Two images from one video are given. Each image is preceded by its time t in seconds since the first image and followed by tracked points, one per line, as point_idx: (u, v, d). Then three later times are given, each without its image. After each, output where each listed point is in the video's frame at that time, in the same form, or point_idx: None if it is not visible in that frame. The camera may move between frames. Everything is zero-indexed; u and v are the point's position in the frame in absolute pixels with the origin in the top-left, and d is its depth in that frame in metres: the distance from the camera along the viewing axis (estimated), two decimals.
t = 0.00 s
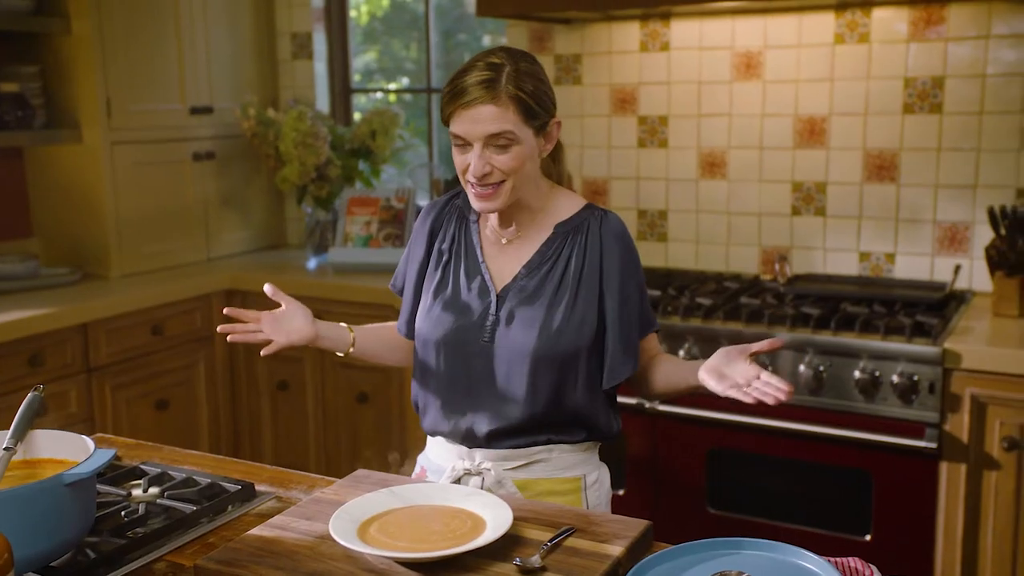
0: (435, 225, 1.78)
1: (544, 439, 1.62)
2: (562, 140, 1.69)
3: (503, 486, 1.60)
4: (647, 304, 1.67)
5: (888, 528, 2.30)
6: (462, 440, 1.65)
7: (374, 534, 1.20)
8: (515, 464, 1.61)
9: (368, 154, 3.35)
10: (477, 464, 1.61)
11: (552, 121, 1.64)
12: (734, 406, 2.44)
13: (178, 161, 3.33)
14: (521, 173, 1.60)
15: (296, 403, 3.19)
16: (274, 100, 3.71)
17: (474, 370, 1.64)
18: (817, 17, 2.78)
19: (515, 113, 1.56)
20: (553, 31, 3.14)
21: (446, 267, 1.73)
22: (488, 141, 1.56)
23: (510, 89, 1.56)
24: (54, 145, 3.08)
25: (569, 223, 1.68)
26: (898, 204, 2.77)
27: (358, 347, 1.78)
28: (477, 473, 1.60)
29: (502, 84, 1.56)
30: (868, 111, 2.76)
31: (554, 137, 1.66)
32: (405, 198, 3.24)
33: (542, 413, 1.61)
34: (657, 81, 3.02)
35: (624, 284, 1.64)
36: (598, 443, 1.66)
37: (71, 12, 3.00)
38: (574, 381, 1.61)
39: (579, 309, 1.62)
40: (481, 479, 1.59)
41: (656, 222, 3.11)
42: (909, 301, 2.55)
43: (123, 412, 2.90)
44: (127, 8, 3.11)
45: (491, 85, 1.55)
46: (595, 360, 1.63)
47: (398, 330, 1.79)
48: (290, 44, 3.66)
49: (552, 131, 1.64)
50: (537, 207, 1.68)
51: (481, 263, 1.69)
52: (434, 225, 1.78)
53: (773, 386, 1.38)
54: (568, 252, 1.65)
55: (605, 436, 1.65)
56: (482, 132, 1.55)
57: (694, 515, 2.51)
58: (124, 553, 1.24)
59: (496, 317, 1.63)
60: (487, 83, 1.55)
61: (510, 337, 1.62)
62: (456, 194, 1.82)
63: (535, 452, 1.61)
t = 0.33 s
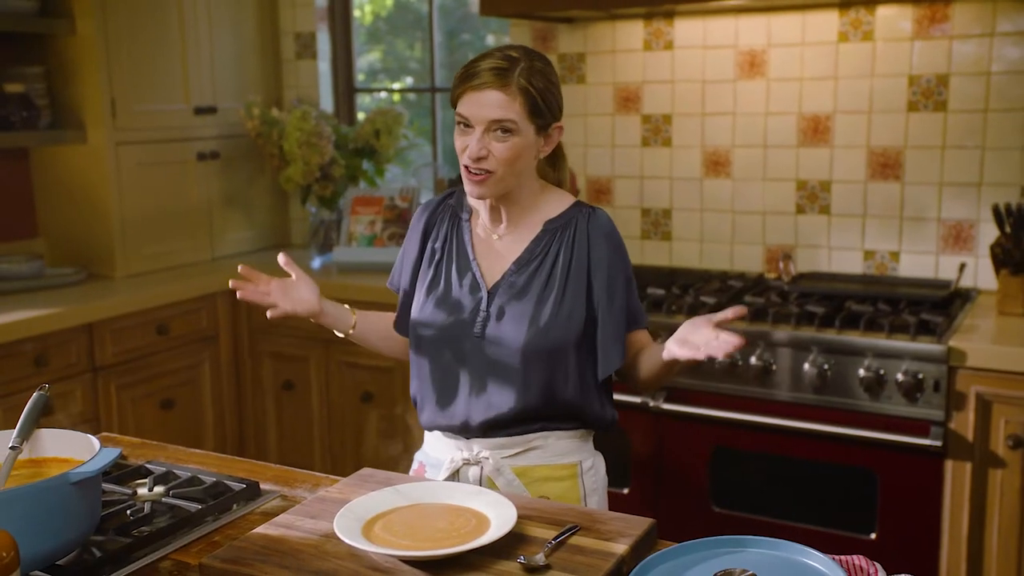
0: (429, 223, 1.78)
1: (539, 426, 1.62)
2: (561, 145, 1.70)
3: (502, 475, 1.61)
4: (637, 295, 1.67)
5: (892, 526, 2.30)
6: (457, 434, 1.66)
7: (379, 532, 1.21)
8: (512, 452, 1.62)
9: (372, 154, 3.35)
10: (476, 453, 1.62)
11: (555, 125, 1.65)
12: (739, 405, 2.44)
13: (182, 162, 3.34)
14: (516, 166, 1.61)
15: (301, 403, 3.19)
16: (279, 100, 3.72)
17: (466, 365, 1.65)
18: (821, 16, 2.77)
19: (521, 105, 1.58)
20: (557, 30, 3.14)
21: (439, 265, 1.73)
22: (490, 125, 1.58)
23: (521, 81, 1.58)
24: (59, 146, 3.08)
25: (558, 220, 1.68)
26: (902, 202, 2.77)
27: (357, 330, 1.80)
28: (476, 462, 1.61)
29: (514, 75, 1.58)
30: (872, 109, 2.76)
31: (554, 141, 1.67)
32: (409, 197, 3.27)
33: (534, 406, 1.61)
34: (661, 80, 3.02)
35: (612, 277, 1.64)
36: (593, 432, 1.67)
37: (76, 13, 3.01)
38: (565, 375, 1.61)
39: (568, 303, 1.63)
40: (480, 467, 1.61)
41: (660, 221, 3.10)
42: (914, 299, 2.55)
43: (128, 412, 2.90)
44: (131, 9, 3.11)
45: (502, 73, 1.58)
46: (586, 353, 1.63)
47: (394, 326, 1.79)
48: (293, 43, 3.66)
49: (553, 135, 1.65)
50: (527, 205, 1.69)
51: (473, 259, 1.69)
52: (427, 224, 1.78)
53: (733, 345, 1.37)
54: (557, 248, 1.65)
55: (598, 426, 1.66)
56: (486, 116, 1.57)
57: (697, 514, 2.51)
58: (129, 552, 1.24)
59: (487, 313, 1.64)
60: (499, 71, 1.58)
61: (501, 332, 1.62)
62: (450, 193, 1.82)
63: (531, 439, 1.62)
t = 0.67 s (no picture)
0: (409, 216, 1.80)
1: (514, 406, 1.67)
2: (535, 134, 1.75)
3: (476, 452, 1.65)
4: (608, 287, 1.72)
5: (899, 525, 2.29)
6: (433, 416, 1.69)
7: (386, 531, 1.21)
8: (486, 429, 1.66)
9: (378, 153, 3.35)
10: (450, 432, 1.66)
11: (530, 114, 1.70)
12: (746, 404, 2.44)
13: (189, 161, 3.34)
14: (500, 155, 1.65)
15: (308, 402, 3.20)
16: (285, 100, 3.72)
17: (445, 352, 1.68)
18: (827, 14, 2.77)
19: (500, 96, 1.62)
20: (563, 29, 3.15)
21: (419, 256, 1.76)
22: (473, 119, 1.61)
23: (497, 73, 1.62)
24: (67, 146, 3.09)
25: (536, 215, 1.72)
26: (909, 200, 2.76)
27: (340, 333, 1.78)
28: (450, 440, 1.66)
29: (490, 69, 1.62)
30: (879, 107, 2.75)
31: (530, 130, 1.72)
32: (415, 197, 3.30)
33: (512, 391, 1.65)
34: (667, 78, 3.02)
35: (587, 270, 1.69)
36: (560, 415, 1.73)
37: (83, 13, 3.01)
38: (543, 362, 1.66)
39: (546, 294, 1.67)
40: (454, 445, 1.65)
41: (666, 220, 3.10)
42: (920, 298, 2.54)
43: (135, 411, 2.91)
44: (138, 9, 3.12)
45: (478, 69, 1.62)
46: (561, 341, 1.68)
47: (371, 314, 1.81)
48: (299, 43, 3.66)
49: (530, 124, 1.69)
50: (508, 196, 1.73)
51: (453, 250, 1.73)
52: (407, 217, 1.80)
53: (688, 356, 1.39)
54: (535, 241, 1.70)
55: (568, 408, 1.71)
56: (469, 111, 1.61)
57: (703, 513, 2.51)
58: (137, 551, 1.25)
59: (467, 303, 1.68)
60: (475, 67, 1.62)
61: (480, 319, 1.66)
62: (428, 186, 1.84)
63: (503, 417, 1.66)
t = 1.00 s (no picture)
0: (385, 209, 1.79)
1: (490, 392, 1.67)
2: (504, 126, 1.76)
3: (454, 438, 1.66)
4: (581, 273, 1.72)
5: (899, 521, 2.29)
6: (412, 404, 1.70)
7: (385, 528, 1.21)
8: (464, 416, 1.67)
9: (378, 150, 3.35)
10: (430, 418, 1.67)
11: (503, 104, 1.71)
12: (746, 401, 2.44)
13: (190, 159, 3.35)
14: (482, 144, 1.65)
15: (308, 399, 3.20)
16: (285, 97, 3.72)
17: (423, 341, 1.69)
18: (827, 10, 2.77)
19: (480, 86, 1.63)
20: (563, 26, 3.14)
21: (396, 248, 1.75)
22: (455, 110, 1.61)
23: (474, 65, 1.63)
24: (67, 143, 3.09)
25: (510, 206, 1.72)
26: (910, 197, 2.76)
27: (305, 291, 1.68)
28: (430, 426, 1.67)
29: (466, 61, 1.62)
30: (879, 104, 2.75)
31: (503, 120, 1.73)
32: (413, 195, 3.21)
33: (488, 378, 1.66)
34: (667, 75, 3.02)
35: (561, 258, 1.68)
36: (535, 398, 1.73)
37: (82, 9, 3.01)
38: (518, 349, 1.67)
39: (520, 283, 1.67)
40: (433, 431, 1.66)
41: (666, 217, 3.10)
42: (921, 294, 2.54)
43: (135, 408, 2.91)
44: (138, 6, 3.12)
45: (454, 62, 1.62)
46: (536, 329, 1.68)
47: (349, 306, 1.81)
48: (299, 40, 3.66)
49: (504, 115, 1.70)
50: (484, 187, 1.73)
51: (430, 241, 1.73)
52: (383, 209, 1.79)
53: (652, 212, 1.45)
54: (509, 232, 1.70)
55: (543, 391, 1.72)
56: (451, 101, 1.60)
57: (702, 510, 2.51)
58: (136, 548, 1.25)
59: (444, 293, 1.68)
60: (451, 60, 1.62)
61: (457, 310, 1.67)
62: (404, 178, 1.83)
63: (481, 404, 1.67)
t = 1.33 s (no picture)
0: (372, 221, 1.77)
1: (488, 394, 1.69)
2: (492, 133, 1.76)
3: (456, 435, 1.67)
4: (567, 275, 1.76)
5: (900, 528, 2.29)
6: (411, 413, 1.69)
7: (385, 532, 1.20)
8: (465, 412, 1.68)
9: (380, 153, 3.35)
10: (431, 417, 1.68)
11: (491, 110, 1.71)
12: (747, 406, 2.43)
13: (192, 160, 3.34)
14: (469, 148, 1.65)
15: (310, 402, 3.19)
16: (288, 99, 3.72)
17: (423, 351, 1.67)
18: (832, 16, 2.76)
19: (467, 90, 1.63)
20: (566, 30, 3.14)
21: (388, 257, 1.73)
22: (444, 113, 1.61)
23: (462, 69, 1.63)
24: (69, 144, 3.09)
25: (500, 213, 1.72)
26: (912, 203, 2.76)
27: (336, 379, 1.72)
28: (432, 424, 1.67)
29: (454, 65, 1.63)
30: (882, 109, 2.75)
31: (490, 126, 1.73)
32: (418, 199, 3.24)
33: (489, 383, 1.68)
34: (670, 80, 3.02)
35: (552, 262, 1.71)
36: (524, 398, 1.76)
37: (86, 11, 3.01)
38: (515, 352, 1.69)
39: (515, 289, 1.69)
40: (437, 429, 1.66)
41: (668, 222, 3.10)
42: (923, 301, 2.54)
43: (136, 410, 2.91)
44: (141, 8, 3.12)
45: (443, 65, 1.62)
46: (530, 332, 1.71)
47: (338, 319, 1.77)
48: (303, 42, 3.66)
49: (491, 120, 1.71)
50: (472, 191, 1.73)
51: (422, 250, 1.72)
52: (371, 222, 1.77)
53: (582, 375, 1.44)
54: (503, 238, 1.71)
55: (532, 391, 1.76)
56: (440, 105, 1.61)
57: (706, 514, 2.50)
58: (137, 551, 1.24)
59: (443, 300, 1.67)
60: (439, 63, 1.62)
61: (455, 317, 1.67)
62: (384, 191, 1.82)
63: (480, 400, 1.69)
